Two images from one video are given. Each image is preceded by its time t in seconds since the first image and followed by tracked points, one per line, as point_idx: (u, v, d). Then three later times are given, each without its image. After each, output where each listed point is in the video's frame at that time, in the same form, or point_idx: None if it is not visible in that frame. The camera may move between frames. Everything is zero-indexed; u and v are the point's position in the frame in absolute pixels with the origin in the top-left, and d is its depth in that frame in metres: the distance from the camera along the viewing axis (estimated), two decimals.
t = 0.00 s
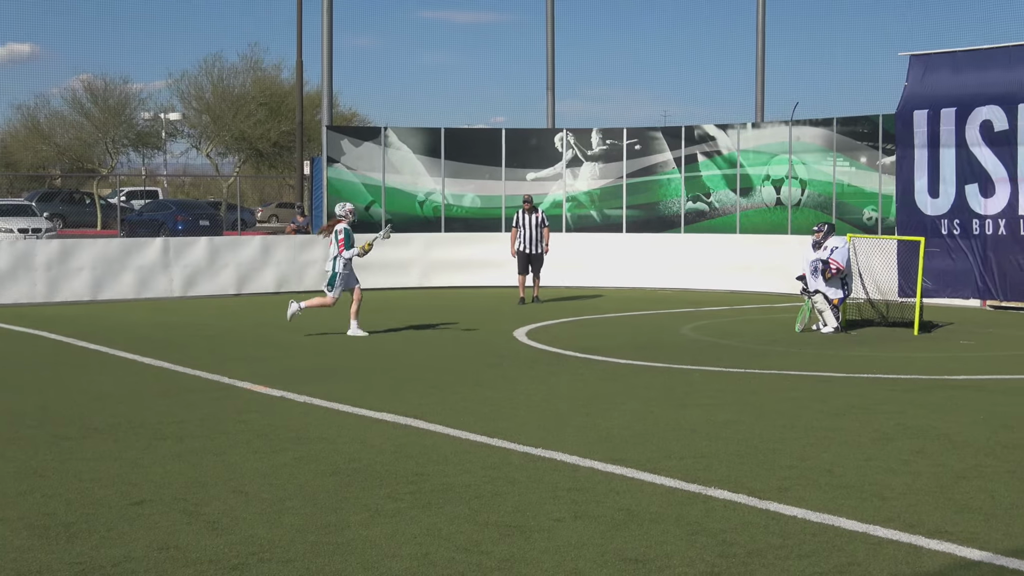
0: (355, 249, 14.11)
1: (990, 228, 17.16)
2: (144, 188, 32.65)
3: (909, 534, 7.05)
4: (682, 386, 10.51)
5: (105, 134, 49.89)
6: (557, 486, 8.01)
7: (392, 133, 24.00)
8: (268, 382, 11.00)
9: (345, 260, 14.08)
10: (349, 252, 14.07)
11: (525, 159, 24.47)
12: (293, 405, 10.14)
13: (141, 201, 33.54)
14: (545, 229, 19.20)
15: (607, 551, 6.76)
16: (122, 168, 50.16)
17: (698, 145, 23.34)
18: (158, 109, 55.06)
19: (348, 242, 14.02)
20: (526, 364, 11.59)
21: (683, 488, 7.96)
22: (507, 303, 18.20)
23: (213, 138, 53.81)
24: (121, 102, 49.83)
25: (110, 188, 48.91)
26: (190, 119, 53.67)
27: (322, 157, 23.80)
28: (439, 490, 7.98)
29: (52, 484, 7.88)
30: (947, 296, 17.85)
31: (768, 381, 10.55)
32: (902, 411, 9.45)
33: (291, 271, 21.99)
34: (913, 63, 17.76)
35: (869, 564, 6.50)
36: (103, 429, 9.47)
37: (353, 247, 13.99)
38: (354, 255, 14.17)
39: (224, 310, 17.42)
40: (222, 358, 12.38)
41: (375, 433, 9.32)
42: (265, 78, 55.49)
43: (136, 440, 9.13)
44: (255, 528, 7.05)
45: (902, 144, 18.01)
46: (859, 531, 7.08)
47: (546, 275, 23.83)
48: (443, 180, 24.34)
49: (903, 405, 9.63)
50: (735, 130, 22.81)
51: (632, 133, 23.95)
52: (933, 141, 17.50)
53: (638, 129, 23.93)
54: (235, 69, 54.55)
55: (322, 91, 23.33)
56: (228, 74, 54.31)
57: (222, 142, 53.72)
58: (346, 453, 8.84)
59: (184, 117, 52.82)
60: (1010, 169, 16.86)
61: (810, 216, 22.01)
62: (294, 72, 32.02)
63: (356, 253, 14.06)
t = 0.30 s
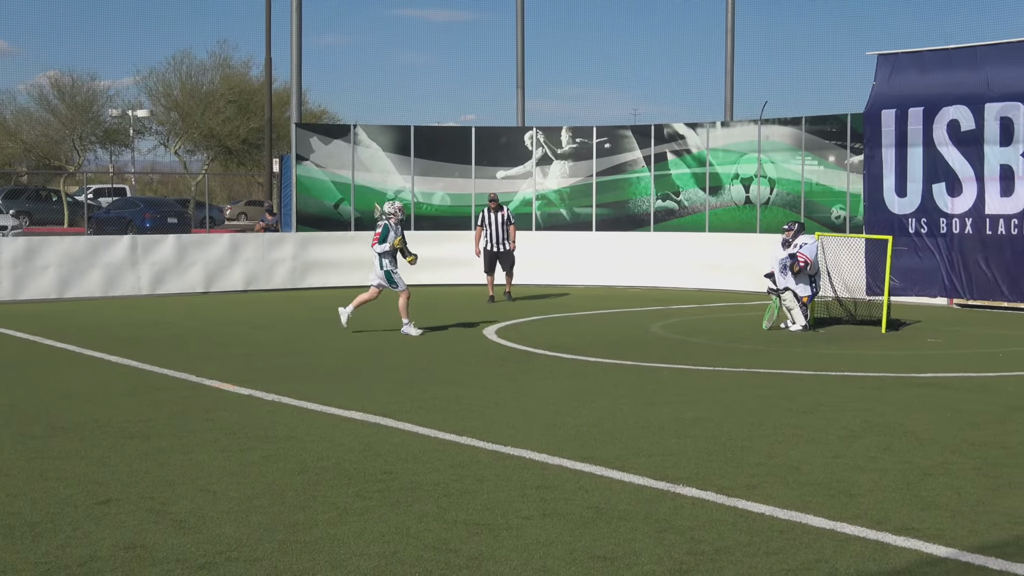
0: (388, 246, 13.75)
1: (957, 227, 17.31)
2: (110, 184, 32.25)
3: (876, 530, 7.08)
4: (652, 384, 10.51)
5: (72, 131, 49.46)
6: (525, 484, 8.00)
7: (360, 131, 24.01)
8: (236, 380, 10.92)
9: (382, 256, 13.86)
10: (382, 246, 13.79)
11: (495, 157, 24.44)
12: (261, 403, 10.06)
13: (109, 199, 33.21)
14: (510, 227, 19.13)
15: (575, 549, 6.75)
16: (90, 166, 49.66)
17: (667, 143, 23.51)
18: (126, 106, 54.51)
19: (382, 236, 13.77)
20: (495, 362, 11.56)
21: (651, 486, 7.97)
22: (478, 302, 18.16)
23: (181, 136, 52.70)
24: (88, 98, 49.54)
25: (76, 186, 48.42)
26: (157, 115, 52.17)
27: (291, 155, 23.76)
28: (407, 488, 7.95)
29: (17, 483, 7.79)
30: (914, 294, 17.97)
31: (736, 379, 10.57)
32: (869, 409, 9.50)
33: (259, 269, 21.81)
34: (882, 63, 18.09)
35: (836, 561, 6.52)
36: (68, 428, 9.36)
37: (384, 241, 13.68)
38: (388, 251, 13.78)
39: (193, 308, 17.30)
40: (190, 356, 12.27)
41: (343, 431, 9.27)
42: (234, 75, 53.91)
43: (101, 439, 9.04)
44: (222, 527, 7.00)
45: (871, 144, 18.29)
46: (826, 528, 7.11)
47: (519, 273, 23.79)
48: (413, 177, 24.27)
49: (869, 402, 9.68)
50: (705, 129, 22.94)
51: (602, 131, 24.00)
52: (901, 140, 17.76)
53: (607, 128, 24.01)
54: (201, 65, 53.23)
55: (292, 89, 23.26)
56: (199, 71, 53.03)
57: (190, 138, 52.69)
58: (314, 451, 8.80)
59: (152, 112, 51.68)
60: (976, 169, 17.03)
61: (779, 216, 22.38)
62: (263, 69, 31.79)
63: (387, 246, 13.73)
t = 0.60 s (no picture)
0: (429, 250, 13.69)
1: (934, 225, 17.40)
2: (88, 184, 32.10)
3: (854, 528, 7.10)
4: (631, 382, 10.51)
5: (49, 131, 49.37)
6: (504, 484, 8.00)
7: (340, 131, 23.87)
8: (215, 381, 10.87)
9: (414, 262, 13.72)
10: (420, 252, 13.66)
11: (475, 157, 24.44)
12: (240, 404, 10.02)
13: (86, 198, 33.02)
14: (489, 226, 19.08)
15: (554, 548, 6.75)
16: (67, 166, 49.51)
17: (646, 142, 23.45)
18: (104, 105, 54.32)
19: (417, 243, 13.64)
20: (474, 362, 11.55)
21: (630, 485, 7.97)
22: (458, 301, 18.14)
23: (160, 136, 52.99)
24: (66, 98, 49.54)
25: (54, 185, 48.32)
26: (136, 115, 52.55)
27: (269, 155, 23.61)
28: (386, 488, 7.93)
29: None
30: (892, 292, 18.00)
31: (715, 378, 10.59)
32: (848, 407, 9.52)
33: (237, 269, 21.83)
34: (860, 62, 18.14)
35: (814, 559, 6.54)
36: (46, 429, 9.30)
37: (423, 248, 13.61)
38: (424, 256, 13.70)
39: (173, 308, 17.23)
40: (168, 357, 12.21)
41: (321, 431, 9.24)
42: (211, 75, 53.77)
43: (79, 440, 8.98)
44: (200, 528, 6.97)
45: (848, 142, 18.40)
46: (805, 526, 7.12)
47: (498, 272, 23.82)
48: (392, 177, 24.20)
49: (848, 400, 9.70)
50: (683, 128, 22.93)
51: (581, 130, 23.97)
52: (878, 138, 17.85)
53: (586, 127, 23.95)
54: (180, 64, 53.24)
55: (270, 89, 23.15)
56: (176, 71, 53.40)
57: (169, 138, 52.93)
58: (292, 451, 8.77)
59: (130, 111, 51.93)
60: (953, 166, 17.12)
61: (757, 214, 22.24)
62: (242, 68, 31.66)
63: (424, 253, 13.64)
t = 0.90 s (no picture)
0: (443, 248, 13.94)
1: (914, 224, 17.49)
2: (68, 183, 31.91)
3: (835, 526, 7.12)
4: (612, 381, 10.52)
5: (29, 129, 49.11)
6: (486, 482, 7.99)
7: (321, 130, 23.79)
8: (196, 380, 10.82)
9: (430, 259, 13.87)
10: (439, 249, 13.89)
11: (457, 155, 24.37)
12: (221, 403, 9.98)
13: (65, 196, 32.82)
14: (473, 225, 19.10)
15: (537, 547, 6.73)
16: (48, 165, 49.25)
17: (628, 141, 23.39)
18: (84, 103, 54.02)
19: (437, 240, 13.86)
20: (457, 361, 11.54)
21: (612, 483, 7.98)
22: (441, 300, 18.12)
23: (140, 133, 52.29)
24: (46, 97, 49.11)
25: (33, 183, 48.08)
26: (116, 113, 52.28)
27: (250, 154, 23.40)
28: (367, 487, 7.92)
29: None
30: (872, 291, 18.18)
31: (696, 376, 10.61)
32: (829, 405, 9.54)
33: (219, 268, 21.75)
34: (840, 61, 18.28)
35: (795, 557, 6.54)
36: (26, 429, 9.23)
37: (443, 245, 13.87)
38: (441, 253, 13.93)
39: (156, 308, 17.15)
40: (148, 356, 12.15)
41: (303, 431, 9.22)
42: (192, 74, 53.45)
43: (59, 440, 8.93)
44: (180, 528, 6.93)
45: (829, 141, 18.60)
46: (786, 524, 7.13)
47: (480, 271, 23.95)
48: (373, 175, 24.12)
49: (829, 399, 9.73)
50: (665, 127, 22.86)
51: (563, 129, 23.93)
52: (859, 137, 18.03)
53: (568, 126, 23.94)
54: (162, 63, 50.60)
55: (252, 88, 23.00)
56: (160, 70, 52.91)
57: (149, 137, 52.16)
58: (274, 451, 8.75)
59: (109, 108, 51.61)
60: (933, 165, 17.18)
61: (738, 212, 22.09)
62: (224, 66, 31.53)
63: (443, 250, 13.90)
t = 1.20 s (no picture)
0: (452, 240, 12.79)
1: (912, 218, 17.09)
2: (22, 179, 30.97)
3: (831, 539, 6.61)
4: (593, 384, 10.00)
5: None
6: (459, 493, 7.44)
7: (285, 118, 23.08)
8: (150, 385, 10.19)
9: (438, 251, 12.77)
10: (443, 242, 12.80)
11: (430, 145, 23.74)
12: (176, 410, 9.36)
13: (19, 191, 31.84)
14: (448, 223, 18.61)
15: (512, 563, 6.20)
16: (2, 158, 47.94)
17: (610, 130, 23.05)
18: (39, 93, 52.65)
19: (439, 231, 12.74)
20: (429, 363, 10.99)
21: (594, 494, 7.44)
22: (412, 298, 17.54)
23: (92, 123, 50.33)
24: None
25: None
26: (66, 100, 49.92)
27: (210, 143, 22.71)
28: (330, 500, 7.34)
29: None
30: (869, 288, 17.67)
31: (681, 379, 10.10)
32: (823, 410, 9.06)
33: (175, 266, 21.05)
34: (833, 48, 17.88)
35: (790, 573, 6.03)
36: None
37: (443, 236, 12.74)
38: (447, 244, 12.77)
39: (115, 310, 16.47)
40: (101, 359, 11.50)
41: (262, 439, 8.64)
42: (149, 59, 51.77)
43: None
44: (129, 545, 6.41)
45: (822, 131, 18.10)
46: (779, 537, 6.61)
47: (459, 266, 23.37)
48: (341, 166, 23.51)
49: (822, 403, 9.24)
50: (649, 117, 22.61)
51: (542, 118, 23.49)
52: (853, 126, 17.58)
53: (547, 115, 23.51)
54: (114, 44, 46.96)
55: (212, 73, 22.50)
56: (113, 57, 51.13)
57: (103, 126, 50.31)
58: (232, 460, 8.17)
59: (60, 97, 49.34)
60: (932, 156, 16.79)
61: (727, 205, 22.47)
62: (185, 56, 30.73)
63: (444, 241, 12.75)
